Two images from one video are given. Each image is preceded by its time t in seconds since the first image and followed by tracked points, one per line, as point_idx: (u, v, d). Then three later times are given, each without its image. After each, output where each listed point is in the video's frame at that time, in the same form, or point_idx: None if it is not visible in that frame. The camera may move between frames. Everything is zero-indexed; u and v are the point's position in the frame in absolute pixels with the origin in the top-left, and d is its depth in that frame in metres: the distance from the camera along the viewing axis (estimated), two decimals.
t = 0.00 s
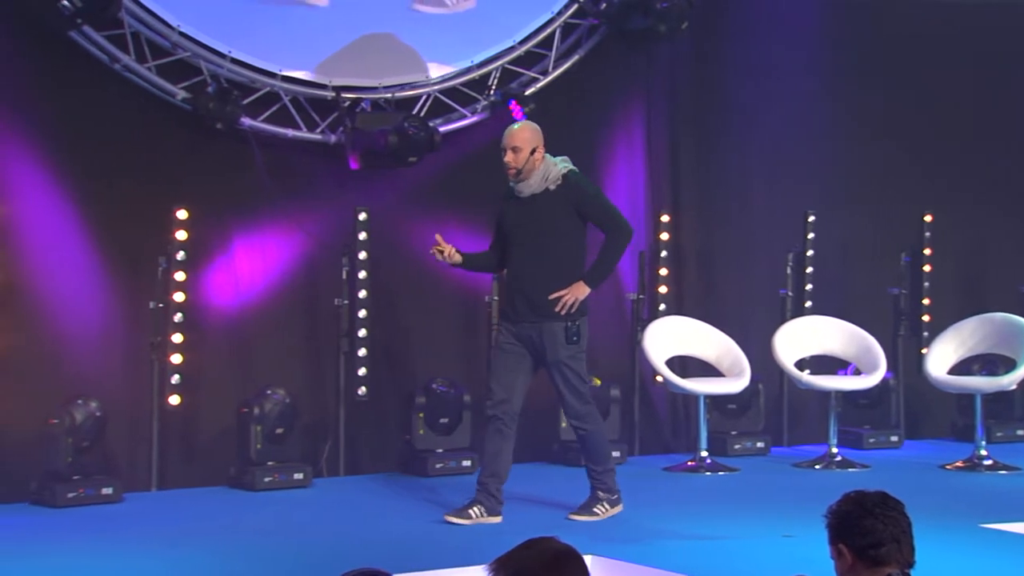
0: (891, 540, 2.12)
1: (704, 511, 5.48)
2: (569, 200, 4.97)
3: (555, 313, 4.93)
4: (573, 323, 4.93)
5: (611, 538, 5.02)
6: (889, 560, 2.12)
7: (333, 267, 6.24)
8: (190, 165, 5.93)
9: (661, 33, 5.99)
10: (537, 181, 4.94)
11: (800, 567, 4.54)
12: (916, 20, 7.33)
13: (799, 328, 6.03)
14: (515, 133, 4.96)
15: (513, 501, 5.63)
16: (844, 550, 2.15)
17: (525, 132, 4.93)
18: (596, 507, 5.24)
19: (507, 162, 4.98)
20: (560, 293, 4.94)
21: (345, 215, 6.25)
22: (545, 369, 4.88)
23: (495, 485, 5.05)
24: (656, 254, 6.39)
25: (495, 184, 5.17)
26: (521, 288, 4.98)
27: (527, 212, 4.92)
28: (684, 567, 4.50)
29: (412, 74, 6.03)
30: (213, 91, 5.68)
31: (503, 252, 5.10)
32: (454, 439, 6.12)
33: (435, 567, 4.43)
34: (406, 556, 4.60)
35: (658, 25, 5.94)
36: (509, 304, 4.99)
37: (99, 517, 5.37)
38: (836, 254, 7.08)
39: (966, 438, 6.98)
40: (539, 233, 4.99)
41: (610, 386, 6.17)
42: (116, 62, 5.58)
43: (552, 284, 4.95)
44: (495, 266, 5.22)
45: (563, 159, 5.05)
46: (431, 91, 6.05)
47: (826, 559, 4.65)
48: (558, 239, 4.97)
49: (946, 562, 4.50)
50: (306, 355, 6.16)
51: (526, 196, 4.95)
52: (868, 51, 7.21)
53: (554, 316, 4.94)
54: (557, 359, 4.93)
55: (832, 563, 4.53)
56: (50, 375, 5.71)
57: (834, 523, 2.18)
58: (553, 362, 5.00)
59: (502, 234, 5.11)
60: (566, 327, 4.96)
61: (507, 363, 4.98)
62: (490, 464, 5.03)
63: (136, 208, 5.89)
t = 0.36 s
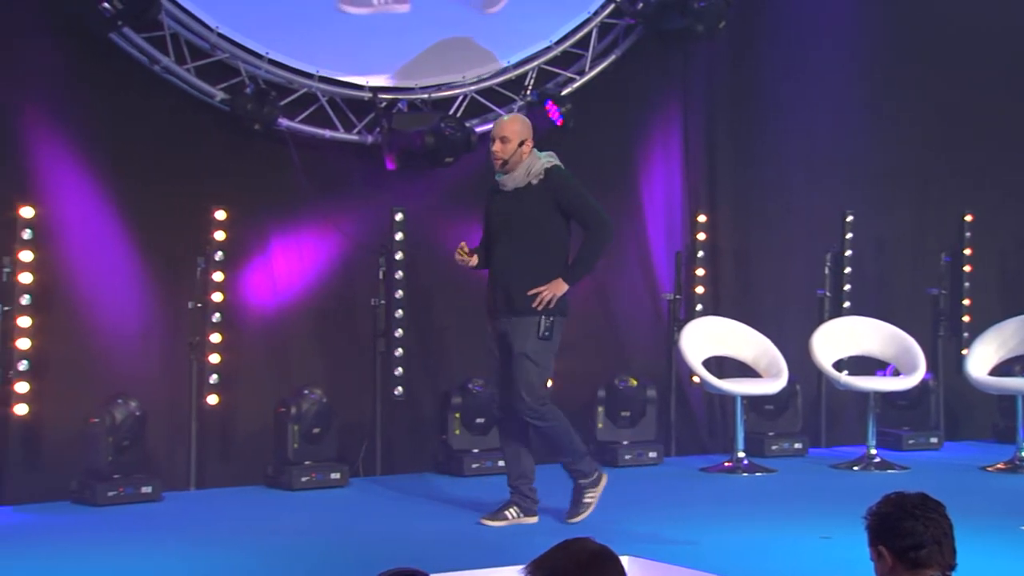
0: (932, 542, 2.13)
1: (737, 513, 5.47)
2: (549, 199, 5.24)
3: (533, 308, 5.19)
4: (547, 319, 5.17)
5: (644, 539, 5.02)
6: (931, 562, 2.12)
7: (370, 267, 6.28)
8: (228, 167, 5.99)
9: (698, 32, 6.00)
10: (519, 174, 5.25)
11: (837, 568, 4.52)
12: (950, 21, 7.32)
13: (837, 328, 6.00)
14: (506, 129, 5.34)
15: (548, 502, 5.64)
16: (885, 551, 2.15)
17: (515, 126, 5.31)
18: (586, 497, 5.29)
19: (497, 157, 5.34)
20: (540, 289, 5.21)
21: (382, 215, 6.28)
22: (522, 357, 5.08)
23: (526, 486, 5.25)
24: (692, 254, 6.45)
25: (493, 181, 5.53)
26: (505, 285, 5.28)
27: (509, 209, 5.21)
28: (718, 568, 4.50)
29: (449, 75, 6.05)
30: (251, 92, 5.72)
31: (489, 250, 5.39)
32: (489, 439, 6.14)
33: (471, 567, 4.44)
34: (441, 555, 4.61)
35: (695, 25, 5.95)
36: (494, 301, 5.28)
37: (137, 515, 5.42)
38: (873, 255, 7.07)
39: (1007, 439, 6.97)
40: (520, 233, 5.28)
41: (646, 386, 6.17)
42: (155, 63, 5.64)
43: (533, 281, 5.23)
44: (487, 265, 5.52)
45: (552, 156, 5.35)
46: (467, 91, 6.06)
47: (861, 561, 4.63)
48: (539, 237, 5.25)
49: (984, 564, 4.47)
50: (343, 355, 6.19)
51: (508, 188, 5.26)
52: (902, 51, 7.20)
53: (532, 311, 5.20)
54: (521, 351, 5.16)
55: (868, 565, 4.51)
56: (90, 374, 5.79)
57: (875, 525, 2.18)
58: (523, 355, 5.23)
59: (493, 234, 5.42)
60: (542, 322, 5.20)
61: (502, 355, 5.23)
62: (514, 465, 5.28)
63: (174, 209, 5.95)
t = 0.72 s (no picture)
0: (978, 545, 2.04)
1: (777, 513, 5.42)
2: (550, 200, 5.01)
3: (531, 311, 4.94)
4: (542, 323, 4.92)
5: (687, 542, 4.98)
6: (976, 565, 2.03)
7: (410, 268, 6.32)
8: (269, 169, 6.05)
9: (738, 32, 5.99)
10: (521, 179, 5.07)
11: (879, 569, 4.48)
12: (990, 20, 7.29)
13: (880, 328, 5.95)
14: (507, 129, 5.10)
15: (586, 502, 5.62)
16: (928, 554, 2.07)
17: (515, 128, 5.06)
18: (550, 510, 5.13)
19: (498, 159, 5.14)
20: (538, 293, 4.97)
21: (419, 216, 6.37)
22: (508, 358, 4.81)
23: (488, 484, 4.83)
24: (731, 254, 6.46)
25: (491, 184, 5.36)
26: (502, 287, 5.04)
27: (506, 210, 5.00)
28: (760, 568, 4.46)
29: (487, 75, 6.05)
30: (290, 93, 5.76)
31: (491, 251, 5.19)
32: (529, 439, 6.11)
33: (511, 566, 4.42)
34: (481, 554, 4.60)
35: (734, 25, 5.94)
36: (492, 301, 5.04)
37: (178, 514, 5.45)
38: (913, 256, 7.04)
39: None
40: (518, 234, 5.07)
41: (686, 386, 6.15)
42: (196, 65, 5.68)
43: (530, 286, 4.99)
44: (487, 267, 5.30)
45: (554, 157, 5.14)
46: (505, 91, 6.06)
47: (903, 563, 4.58)
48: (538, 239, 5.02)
49: None
50: (383, 355, 6.23)
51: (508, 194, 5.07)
52: (942, 51, 7.18)
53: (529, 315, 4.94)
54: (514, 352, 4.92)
55: (911, 567, 4.46)
56: (132, 374, 5.84)
57: (916, 526, 2.10)
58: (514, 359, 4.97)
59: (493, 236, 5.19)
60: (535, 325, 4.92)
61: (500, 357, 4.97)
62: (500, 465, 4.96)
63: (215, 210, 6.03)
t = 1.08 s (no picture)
0: None
1: (814, 514, 5.40)
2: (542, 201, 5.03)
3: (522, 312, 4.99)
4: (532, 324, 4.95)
5: (724, 543, 4.98)
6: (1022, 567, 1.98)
7: (448, 268, 6.38)
8: (308, 170, 6.10)
9: (777, 31, 5.96)
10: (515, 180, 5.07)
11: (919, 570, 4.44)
12: None
13: (920, 328, 5.92)
14: (497, 131, 5.10)
15: (621, 503, 5.63)
16: (972, 556, 2.03)
17: (506, 132, 5.08)
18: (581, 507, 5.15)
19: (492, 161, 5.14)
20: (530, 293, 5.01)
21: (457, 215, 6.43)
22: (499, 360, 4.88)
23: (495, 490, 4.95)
24: (769, 254, 6.45)
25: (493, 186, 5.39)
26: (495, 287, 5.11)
27: (498, 211, 5.03)
28: (795, 568, 4.46)
29: (526, 74, 6.06)
30: (329, 93, 5.79)
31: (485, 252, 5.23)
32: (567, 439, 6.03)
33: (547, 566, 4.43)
34: (515, 554, 4.62)
35: (772, 23, 5.90)
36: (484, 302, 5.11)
37: (215, 513, 5.48)
38: (951, 256, 7.04)
39: None
40: (510, 235, 5.12)
41: (723, 387, 6.11)
42: (235, 66, 5.72)
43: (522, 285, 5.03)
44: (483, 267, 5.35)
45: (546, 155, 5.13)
46: (542, 91, 6.10)
47: (943, 564, 4.55)
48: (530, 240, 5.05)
49: None
50: (420, 354, 6.28)
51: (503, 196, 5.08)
52: (976, 51, 7.18)
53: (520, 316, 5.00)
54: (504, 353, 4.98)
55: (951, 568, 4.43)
56: (171, 373, 5.88)
57: (960, 527, 2.06)
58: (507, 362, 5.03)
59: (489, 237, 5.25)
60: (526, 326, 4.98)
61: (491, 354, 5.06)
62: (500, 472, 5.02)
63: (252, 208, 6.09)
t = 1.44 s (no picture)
0: None
1: (859, 516, 5.37)
2: (546, 197, 4.93)
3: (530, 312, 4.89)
4: (542, 325, 4.86)
5: (771, 543, 4.97)
6: None
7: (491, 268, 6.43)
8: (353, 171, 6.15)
9: (822, 29, 5.92)
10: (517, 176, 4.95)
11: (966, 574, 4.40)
12: None
13: (969, 329, 5.86)
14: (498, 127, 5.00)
15: (662, 505, 5.61)
16: None
17: (507, 127, 4.96)
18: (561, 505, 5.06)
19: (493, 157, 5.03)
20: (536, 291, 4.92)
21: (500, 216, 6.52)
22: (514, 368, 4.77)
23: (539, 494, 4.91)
24: (813, 254, 6.51)
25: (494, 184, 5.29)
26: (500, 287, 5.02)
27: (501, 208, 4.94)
28: (837, 569, 4.45)
29: (569, 75, 6.06)
30: (372, 94, 5.80)
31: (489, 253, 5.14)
32: (608, 439, 6.08)
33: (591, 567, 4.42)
34: (557, 553, 4.62)
35: (818, 22, 5.88)
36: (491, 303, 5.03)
37: (258, 513, 5.50)
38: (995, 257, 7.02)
39: None
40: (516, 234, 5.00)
41: (767, 387, 6.10)
42: (279, 67, 5.75)
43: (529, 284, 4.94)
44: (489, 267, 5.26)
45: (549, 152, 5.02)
46: (585, 91, 6.07)
47: (992, 568, 4.50)
48: (535, 237, 4.96)
49: None
50: (464, 354, 6.35)
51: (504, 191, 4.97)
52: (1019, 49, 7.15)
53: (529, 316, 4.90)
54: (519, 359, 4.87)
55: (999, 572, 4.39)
56: (215, 373, 5.92)
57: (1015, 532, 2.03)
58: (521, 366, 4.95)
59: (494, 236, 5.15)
60: (536, 328, 4.88)
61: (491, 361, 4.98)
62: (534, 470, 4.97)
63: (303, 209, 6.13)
